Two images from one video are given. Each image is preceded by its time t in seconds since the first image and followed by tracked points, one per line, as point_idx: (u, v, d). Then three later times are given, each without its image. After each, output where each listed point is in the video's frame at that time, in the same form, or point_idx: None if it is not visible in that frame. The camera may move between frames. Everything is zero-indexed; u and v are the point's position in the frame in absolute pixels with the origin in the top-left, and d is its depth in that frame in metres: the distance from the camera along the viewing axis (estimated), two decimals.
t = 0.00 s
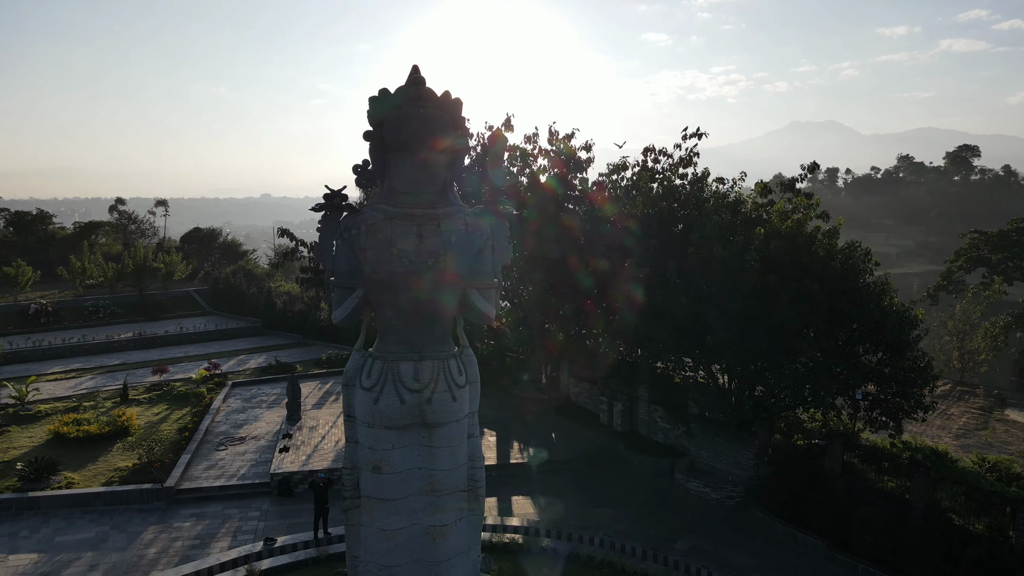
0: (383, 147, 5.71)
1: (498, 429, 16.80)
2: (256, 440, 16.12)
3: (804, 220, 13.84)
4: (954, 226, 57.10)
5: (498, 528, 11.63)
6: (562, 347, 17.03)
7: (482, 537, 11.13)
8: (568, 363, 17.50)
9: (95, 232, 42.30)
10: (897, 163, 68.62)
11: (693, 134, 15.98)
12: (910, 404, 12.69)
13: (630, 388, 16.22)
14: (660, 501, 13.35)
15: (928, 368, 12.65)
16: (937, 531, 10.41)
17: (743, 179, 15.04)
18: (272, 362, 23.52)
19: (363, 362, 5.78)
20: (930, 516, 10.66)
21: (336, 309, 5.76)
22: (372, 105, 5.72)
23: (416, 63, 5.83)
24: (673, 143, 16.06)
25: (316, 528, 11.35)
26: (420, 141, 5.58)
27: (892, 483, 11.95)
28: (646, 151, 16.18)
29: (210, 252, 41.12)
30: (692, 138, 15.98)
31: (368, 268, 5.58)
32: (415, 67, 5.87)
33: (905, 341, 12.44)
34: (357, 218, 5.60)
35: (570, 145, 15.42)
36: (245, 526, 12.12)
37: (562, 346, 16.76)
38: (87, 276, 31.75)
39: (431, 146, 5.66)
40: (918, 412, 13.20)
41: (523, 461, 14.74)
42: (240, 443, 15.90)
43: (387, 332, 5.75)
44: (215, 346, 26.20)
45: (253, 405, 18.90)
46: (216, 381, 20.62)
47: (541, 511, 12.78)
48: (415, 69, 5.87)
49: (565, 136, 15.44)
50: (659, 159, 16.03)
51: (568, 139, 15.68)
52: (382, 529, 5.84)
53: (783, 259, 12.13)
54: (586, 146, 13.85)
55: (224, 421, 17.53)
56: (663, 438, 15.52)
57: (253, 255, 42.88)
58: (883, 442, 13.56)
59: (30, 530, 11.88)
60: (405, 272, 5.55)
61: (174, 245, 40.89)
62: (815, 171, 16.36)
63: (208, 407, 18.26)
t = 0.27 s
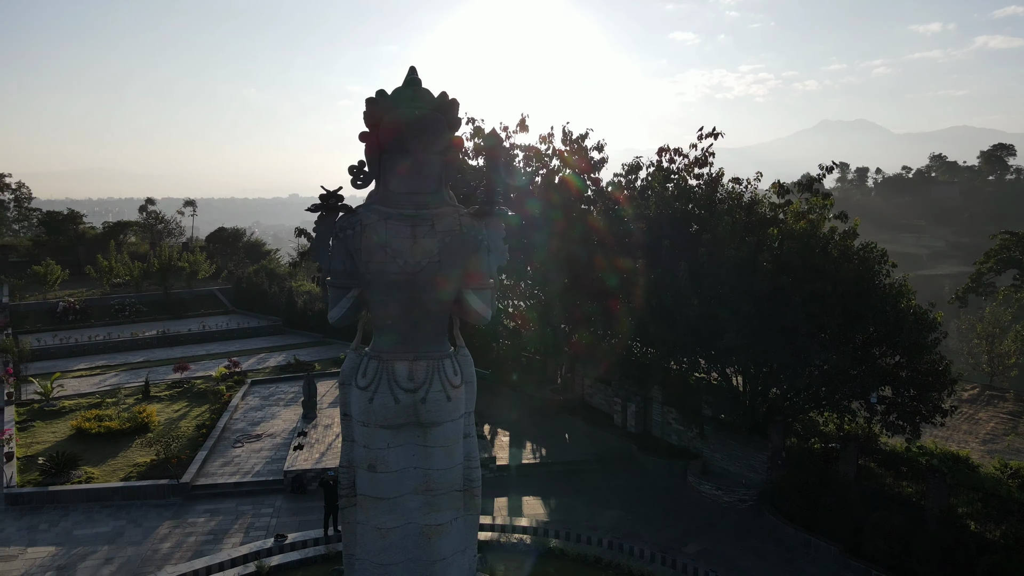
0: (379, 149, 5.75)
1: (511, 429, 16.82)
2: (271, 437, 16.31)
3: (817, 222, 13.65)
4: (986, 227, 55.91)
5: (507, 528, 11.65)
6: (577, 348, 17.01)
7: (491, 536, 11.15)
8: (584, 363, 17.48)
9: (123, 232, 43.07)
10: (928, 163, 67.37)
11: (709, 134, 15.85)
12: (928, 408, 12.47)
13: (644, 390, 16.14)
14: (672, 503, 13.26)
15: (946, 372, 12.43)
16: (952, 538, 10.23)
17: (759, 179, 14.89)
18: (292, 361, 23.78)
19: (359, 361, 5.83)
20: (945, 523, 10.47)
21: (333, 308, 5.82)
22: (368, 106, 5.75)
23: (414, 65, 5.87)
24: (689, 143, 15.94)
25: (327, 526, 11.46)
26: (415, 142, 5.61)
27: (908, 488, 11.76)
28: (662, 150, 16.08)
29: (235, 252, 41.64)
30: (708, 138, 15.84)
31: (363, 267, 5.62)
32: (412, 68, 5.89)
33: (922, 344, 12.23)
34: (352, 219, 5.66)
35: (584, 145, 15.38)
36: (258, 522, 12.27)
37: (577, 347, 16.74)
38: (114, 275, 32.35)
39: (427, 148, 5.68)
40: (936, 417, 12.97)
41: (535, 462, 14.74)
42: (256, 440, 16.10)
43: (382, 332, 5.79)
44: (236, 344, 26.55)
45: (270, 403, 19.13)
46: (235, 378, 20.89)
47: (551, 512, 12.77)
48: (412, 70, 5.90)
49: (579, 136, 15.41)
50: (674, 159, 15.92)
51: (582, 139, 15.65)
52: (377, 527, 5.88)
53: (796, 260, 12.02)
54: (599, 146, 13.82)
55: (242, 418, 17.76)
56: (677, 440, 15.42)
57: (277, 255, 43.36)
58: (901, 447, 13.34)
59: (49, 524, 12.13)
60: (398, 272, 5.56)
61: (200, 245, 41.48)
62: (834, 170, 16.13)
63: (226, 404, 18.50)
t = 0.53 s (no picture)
0: (375, 150, 5.78)
1: (525, 429, 16.82)
2: (287, 435, 16.49)
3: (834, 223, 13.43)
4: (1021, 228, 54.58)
5: (516, 528, 11.66)
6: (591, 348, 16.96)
7: (499, 536, 11.16)
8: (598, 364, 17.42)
9: (151, 232, 43.80)
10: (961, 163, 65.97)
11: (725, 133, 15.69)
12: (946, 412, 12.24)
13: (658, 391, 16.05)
14: (684, 505, 13.17)
15: (964, 375, 12.20)
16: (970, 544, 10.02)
17: (774, 179, 14.72)
18: (311, 360, 24.03)
19: (354, 361, 5.89)
20: (961, 529, 10.26)
21: (328, 307, 5.89)
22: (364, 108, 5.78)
23: (411, 66, 5.87)
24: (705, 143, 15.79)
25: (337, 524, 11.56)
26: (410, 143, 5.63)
27: (925, 493, 11.55)
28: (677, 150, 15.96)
29: (259, 251, 42.12)
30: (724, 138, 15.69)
31: (358, 268, 5.69)
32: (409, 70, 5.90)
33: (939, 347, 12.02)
34: (348, 219, 5.72)
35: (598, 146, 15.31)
36: (271, 518, 12.41)
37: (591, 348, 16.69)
38: (140, 274, 32.92)
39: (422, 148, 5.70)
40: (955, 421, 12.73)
41: (547, 462, 14.73)
42: (272, 438, 16.29)
43: (377, 331, 5.83)
44: (257, 343, 26.88)
45: (288, 401, 19.35)
46: (255, 376, 21.16)
47: (561, 512, 12.75)
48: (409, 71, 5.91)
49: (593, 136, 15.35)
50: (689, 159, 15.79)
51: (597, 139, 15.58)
52: (373, 526, 5.93)
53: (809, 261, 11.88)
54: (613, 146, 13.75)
55: (259, 416, 17.98)
56: (691, 442, 15.31)
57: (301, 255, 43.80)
58: (919, 451, 13.11)
59: (69, 517, 12.40)
60: (393, 273, 5.62)
61: (225, 245, 42.02)
62: (852, 170, 15.89)
63: (244, 402, 18.75)
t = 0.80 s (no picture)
0: (370, 152, 5.81)
1: (538, 430, 16.81)
2: (302, 433, 16.65)
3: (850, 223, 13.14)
4: None
5: (525, 529, 11.65)
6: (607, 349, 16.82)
7: (507, 537, 11.17)
8: (612, 365, 17.38)
9: (177, 232, 44.49)
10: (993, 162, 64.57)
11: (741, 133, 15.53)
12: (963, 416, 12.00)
13: (672, 393, 15.95)
14: (696, 508, 13.07)
15: (983, 379, 11.95)
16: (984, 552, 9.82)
17: (790, 179, 14.52)
18: (329, 358, 24.24)
19: (350, 361, 5.93)
20: (977, 536, 10.06)
21: (325, 307, 5.93)
22: (361, 109, 5.82)
23: (407, 68, 5.90)
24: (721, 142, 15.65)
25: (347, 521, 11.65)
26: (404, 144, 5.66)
27: (941, 500, 11.34)
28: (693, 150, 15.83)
29: (282, 251, 42.57)
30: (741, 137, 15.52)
31: (352, 268, 5.72)
32: (406, 73, 5.95)
33: (957, 350, 11.80)
34: (343, 220, 5.76)
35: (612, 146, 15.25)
36: (282, 515, 12.55)
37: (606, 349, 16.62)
38: (165, 273, 33.47)
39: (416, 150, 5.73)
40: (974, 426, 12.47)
41: (559, 463, 14.71)
42: (287, 435, 16.47)
43: (372, 332, 5.85)
44: (278, 341, 27.18)
45: (305, 400, 19.54)
46: (273, 374, 21.41)
47: (571, 513, 12.72)
48: (405, 74, 5.95)
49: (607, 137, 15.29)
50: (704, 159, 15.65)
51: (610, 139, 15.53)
52: (368, 524, 5.97)
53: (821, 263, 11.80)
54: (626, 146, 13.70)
55: (276, 413, 18.19)
56: (704, 444, 15.19)
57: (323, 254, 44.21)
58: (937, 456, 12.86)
59: (87, 512, 12.66)
60: (386, 273, 5.64)
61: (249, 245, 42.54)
62: (872, 170, 15.65)
63: (262, 400, 18.97)
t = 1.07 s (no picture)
0: (366, 153, 5.87)
1: (552, 430, 16.80)
2: (318, 431, 16.82)
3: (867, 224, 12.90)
4: None
5: (533, 529, 11.65)
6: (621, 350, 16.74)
7: (514, 537, 11.19)
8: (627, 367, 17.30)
9: (203, 232, 45.15)
10: None
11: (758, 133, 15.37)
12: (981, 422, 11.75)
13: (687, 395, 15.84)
14: (707, 512, 12.97)
15: (1003, 384, 11.70)
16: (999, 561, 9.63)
17: (807, 180, 14.34)
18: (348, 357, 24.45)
19: (346, 360, 5.99)
20: (992, 545, 9.85)
21: (321, 307, 5.99)
22: (358, 110, 5.89)
23: (404, 69, 5.95)
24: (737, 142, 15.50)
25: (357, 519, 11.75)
26: (400, 145, 5.71)
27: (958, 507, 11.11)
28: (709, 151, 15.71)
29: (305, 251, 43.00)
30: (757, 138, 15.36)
31: (347, 268, 5.78)
32: (404, 74, 5.99)
33: (975, 354, 11.57)
34: (338, 221, 5.83)
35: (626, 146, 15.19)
36: (295, 512, 12.69)
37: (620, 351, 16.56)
38: (190, 272, 34.00)
39: (412, 151, 5.78)
40: (994, 432, 12.21)
41: (571, 464, 14.68)
42: (303, 433, 16.64)
43: (368, 332, 5.90)
44: (298, 340, 27.47)
45: (322, 398, 19.73)
46: (292, 373, 21.64)
47: (581, 515, 12.69)
48: (403, 75, 6.00)
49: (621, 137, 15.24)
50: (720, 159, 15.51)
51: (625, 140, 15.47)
52: (364, 522, 6.01)
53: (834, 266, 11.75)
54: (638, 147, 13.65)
55: (293, 412, 18.40)
56: (718, 447, 15.06)
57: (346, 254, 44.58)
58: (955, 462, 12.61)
59: (105, 506, 12.92)
60: (380, 274, 5.69)
61: (273, 245, 43.05)
62: (892, 170, 15.39)
63: (279, 398, 19.19)
